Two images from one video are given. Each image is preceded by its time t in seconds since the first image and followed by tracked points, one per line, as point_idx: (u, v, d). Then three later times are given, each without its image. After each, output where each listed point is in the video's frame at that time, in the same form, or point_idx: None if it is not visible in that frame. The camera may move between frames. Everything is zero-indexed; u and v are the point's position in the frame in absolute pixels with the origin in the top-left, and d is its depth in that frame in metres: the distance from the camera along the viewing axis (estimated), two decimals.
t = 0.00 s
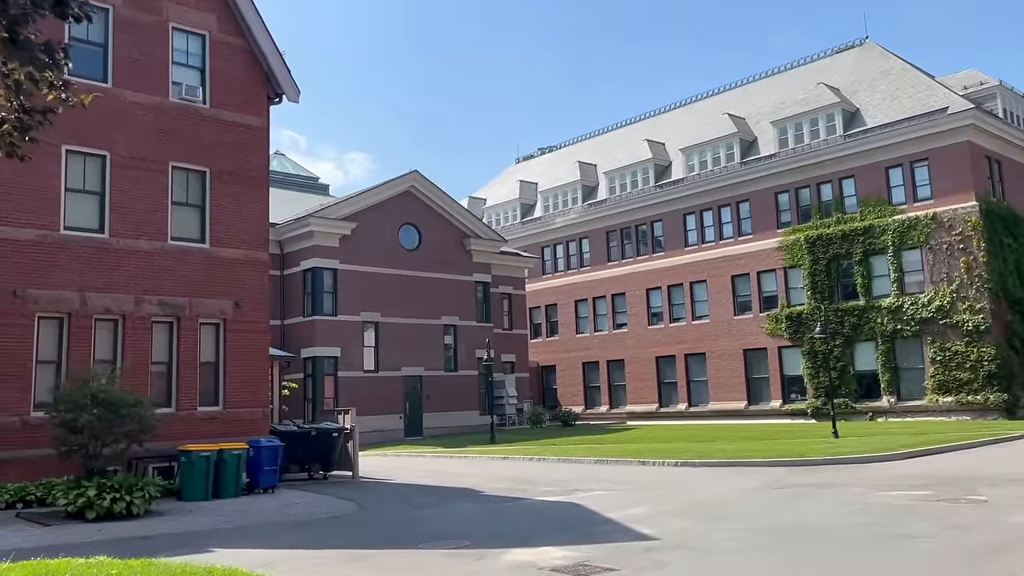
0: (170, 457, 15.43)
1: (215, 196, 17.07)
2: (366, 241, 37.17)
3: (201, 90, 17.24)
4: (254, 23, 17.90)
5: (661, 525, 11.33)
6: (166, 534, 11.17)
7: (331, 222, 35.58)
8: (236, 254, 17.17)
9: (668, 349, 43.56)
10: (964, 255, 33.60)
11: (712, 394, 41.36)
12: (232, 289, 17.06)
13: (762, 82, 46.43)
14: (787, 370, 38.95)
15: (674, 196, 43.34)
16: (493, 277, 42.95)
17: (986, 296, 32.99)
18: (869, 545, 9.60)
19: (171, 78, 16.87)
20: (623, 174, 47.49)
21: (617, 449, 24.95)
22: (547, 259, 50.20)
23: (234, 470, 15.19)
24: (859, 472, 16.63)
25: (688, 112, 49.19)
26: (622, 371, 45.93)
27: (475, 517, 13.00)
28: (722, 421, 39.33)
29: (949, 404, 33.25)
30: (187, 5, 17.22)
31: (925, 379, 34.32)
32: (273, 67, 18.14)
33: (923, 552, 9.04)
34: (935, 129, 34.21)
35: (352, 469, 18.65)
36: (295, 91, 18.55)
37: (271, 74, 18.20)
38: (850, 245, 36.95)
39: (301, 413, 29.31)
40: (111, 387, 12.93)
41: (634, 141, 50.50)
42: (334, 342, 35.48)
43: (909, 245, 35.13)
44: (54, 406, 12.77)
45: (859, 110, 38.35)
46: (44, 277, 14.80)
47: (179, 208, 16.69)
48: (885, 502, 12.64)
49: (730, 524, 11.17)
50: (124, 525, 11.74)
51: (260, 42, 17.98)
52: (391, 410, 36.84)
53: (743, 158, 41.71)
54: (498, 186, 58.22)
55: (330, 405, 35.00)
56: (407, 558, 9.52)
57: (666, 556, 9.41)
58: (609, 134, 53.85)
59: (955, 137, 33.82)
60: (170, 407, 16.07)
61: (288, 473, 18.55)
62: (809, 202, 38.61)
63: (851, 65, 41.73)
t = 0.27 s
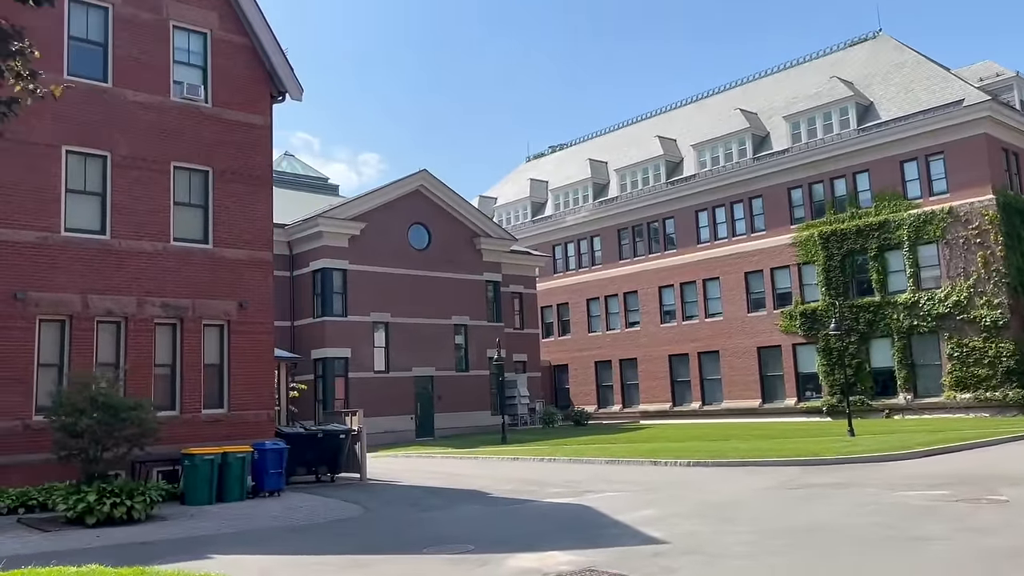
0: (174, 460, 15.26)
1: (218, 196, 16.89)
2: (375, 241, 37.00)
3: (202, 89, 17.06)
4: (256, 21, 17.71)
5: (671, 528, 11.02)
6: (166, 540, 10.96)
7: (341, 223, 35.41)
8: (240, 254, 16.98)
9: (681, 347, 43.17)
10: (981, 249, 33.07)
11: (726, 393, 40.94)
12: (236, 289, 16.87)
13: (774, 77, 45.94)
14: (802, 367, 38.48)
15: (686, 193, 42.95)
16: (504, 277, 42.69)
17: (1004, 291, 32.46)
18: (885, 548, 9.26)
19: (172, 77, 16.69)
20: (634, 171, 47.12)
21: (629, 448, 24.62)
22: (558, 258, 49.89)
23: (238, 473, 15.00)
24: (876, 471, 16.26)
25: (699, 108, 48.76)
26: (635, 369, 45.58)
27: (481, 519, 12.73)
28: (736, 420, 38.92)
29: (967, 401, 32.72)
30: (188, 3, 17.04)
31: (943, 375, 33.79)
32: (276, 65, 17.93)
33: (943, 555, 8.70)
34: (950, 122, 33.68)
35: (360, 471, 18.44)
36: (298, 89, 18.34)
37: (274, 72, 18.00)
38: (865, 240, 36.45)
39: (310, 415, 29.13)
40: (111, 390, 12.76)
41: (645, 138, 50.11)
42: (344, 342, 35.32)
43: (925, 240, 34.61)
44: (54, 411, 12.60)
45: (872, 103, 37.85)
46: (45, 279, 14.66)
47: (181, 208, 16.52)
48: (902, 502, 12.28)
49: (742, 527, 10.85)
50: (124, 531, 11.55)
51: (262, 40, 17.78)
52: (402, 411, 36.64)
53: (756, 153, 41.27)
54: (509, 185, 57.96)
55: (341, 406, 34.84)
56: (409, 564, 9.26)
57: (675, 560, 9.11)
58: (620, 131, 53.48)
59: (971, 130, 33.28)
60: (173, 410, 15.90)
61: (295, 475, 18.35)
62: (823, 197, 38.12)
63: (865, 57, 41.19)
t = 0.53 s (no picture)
0: (177, 460, 15.10)
1: (221, 194, 16.72)
2: (385, 239, 36.83)
3: (205, 86, 16.90)
4: (258, 16, 17.53)
5: (681, 527, 10.75)
6: (166, 542, 10.78)
7: (350, 220, 35.26)
8: (244, 252, 16.80)
9: (693, 343, 42.80)
10: (998, 241, 32.57)
11: (740, 389, 40.55)
12: (240, 287, 16.70)
13: (786, 69, 45.44)
14: (816, 363, 38.05)
15: (697, 188, 42.55)
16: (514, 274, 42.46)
17: (1022, 283, 31.96)
18: (901, 548, 8.95)
19: (175, 74, 16.54)
20: (644, 166, 46.76)
21: (640, 446, 24.33)
22: (569, 254, 49.59)
23: (242, 473, 14.83)
24: (891, 468, 15.91)
25: (710, 102, 48.32)
26: (647, 366, 45.25)
27: (487, 519, 12.49)
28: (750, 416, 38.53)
29: (985, 395, 32.22)
30: None
31: (960, 370, 33.30)
32: (278, 60, 17.74)
33: (961, 555, 8.39)
34: (965, 113, 33.15)
35: (367, 470, 18.26)
36: (301, 84, 18.16)
37: (276, 67, 17.81)
38: (879, 234, 35.97)
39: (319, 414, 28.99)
40: (110, 391, 12.59)
41: (656, 133, 49.72)
42: (354, 341, 35.17)
43: (940, 233, 34.12)
44: (54, 411, 12.45)
45: (886, 95, 37.34)
46: (47, 278, 14.52)
47: (184, 206, 16.36)
48: (919, 500, 11.95)
49: (754, 527, 10.55)
50: (124, 532, 11.38)
51: (265, 36, 17.60)
52: (413, 409, 36.48)
53: (768, 147, 40.82)
54: (519, 181, 57.69)
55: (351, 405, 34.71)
56: (410, 566, 9.03)
57: (684, 561, 8.83)
58: (630, 126, 53.10)
59: (987, 120, 32.74)
60: (178, 410, 15.75)
61: (301, 475, 18.19)
62: (836, 190, 37.64)
63: (878, 49, 40.65)
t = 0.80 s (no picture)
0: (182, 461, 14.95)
1: (226, 192, 16.56)
2: (396, 237, 36.66)
3: (209, 83, 16.75)
4: (262, 12, 17.35)
5: (691, 529, 10.46)
6: (166, 545, 10.61)
7: (360, 219, 35.11)
8: (249, 251, 16.63)
9: (708, 340, 42.40)
10: (1018, 235, 32.04)
11: (755, 387, 40.12)
12: (245, 286, 16.53)
13: (801, 63, 44.93)
14: (832, 360, 37.58)
15: (711, 183, 42.14)
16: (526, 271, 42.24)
17: None
18: (918, 551, 8.63)
19: (178, 71, 16.40)
20: (657, 162, 46.38)
21: (653, 444, 24.04)
22: (581, 251, 49.27)
23: (247, 474, 14.66)
24: (909, 467, 15.55)
25: (724, 96, 47.88)
26: (661, 364, 44.89)
27: (494, 521, 12.25)
28: (765, 414, 38.12)
29: (1005, 392, 31.68)
30: None
31: (979, 366, 32.76)
32: (283, 56, 17.57)
33: (981, 559, 8.06)
34: (984, 105, 32.59)
35: (375, 470, 18.07)
36: (306, 81, 17.98)
37: (281, 64, 17.65)
38: (896, 229, 35.45)
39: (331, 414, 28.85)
40: (111, 391, 12.48)
41: (668, 128, 49.32)
42: (365, 340, 35.03)
43: (958, 227, 33.61)
44: (55, 412, 12.33)
45: (902, 87, 36.80)
46: (50, 278, 14.40)
47: (189, 204, 16.21)
48: (937, 501, 11.60)
49: (766, 529, 10.25)
50: (125, 534, 11.23)
51: (269, 32, 17.43)
52: (425, 408, 36.32)
53: (782, 142, 40.36)
54: (531, 179, 57.42)
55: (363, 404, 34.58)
56: (410, 570, 8.80)
57: (692, 566, 8.54)
58: (643, 122, 52.70)
59: (1006, 113, 32.17)
60: (183, 410, 15.60)
61: (309, 475, 18.01)
62: (852, 185, 37.12)
63: (894, 41, 40.09)
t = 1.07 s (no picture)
0: (191, 459, 14.81)
1: (234, 187, 16.40)
2: (410, 233, 36.48)
3: (216, 77, 16.58)
4: (270, 4, 17.14)
5: (706, 529, 10.15)
6: (169, 544, 10.44)
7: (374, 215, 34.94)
8: (258, 246, 16.45)
9: (726, 336, 41.93)
10: None
11: (774, 382, 39.63)
12: (254, 282, 16.36)
13: (819, 54, 44.30)
14: (852, 355, 37.03)
15: (728, 177, 41.64)
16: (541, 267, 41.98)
17: None
18: (943, 553, 8.28)
19: (185, 65, 16.24)
20: (674, 156, 45.90)
21: (669, 441, 23.70)
22: (597, 247, 48.89)
23: (256, 472, 14.48)
24: (932, 464, 15.14)
25: (741, 89, 47.32)
26: (679, 360, 44.46)
27: (503, 519, 11.99)
28: (785, 410, 37.64)
29: None
30: None
31: (1004, 360, 32.16)
32: (291, 49, 17.37)
33: (1010, 562, 7.69)
34: (1007, 94, 31.94)
35: (387, 467, 17.88)
36: (315, 74, 17.79)
37: (289, 57, 17.46)
38: (917, 221, 34.86)
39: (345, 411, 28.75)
40: (116, 388, 12.37)
41: (685, 122, 48.83)
42: (380, 336, 34.88)
43: (982, 220, 33.01)
44: (60, 410, 12.23)
45: (923, 77, 36.17)
46: (57, 274, 14.29)
47: (196, 200, 16.05)
48: (962, 499, 11.21)
49: (783, 529, 9.92)
50: (130, 533, 11.08)
51: (277, 24, 17.23)
52: (440, 405, 36.14)
53: (800, 134, 39.80)
54: (547, 174, 57.07)
55: (378, 400, 34.46)
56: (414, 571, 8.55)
57: (705, 568, 8.24)
58: (659, 116, 52.21)
59: None
60: (192, 407, 15.44)
61: (320, 473, 17.83)
62: (872, 177, 36.52)
63: (915, 30, 39.42)
